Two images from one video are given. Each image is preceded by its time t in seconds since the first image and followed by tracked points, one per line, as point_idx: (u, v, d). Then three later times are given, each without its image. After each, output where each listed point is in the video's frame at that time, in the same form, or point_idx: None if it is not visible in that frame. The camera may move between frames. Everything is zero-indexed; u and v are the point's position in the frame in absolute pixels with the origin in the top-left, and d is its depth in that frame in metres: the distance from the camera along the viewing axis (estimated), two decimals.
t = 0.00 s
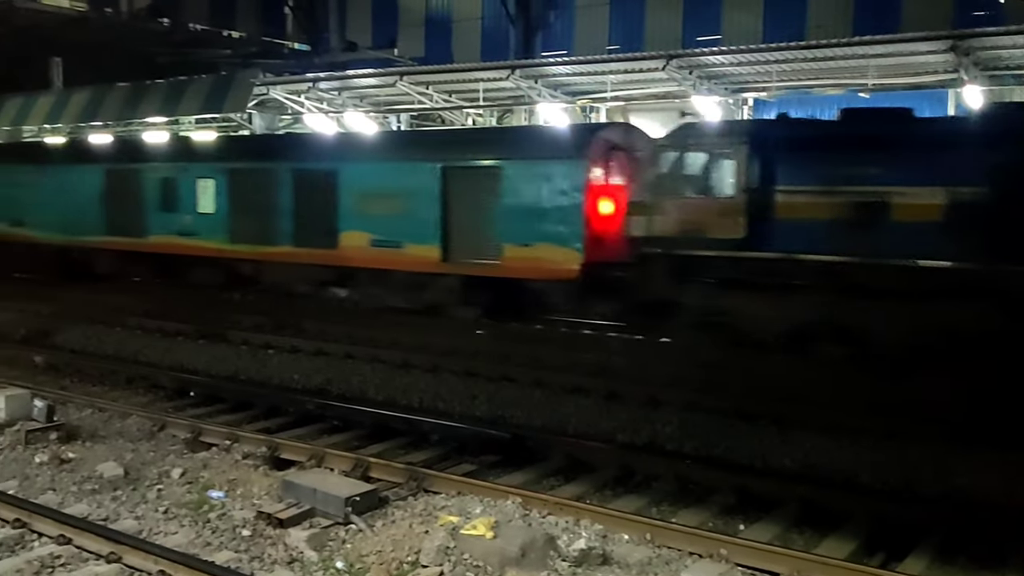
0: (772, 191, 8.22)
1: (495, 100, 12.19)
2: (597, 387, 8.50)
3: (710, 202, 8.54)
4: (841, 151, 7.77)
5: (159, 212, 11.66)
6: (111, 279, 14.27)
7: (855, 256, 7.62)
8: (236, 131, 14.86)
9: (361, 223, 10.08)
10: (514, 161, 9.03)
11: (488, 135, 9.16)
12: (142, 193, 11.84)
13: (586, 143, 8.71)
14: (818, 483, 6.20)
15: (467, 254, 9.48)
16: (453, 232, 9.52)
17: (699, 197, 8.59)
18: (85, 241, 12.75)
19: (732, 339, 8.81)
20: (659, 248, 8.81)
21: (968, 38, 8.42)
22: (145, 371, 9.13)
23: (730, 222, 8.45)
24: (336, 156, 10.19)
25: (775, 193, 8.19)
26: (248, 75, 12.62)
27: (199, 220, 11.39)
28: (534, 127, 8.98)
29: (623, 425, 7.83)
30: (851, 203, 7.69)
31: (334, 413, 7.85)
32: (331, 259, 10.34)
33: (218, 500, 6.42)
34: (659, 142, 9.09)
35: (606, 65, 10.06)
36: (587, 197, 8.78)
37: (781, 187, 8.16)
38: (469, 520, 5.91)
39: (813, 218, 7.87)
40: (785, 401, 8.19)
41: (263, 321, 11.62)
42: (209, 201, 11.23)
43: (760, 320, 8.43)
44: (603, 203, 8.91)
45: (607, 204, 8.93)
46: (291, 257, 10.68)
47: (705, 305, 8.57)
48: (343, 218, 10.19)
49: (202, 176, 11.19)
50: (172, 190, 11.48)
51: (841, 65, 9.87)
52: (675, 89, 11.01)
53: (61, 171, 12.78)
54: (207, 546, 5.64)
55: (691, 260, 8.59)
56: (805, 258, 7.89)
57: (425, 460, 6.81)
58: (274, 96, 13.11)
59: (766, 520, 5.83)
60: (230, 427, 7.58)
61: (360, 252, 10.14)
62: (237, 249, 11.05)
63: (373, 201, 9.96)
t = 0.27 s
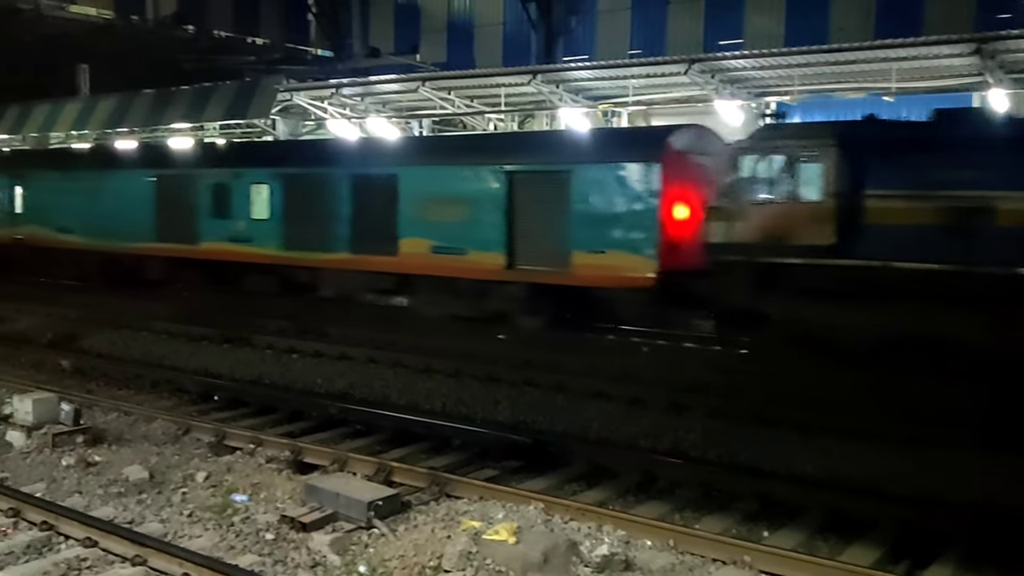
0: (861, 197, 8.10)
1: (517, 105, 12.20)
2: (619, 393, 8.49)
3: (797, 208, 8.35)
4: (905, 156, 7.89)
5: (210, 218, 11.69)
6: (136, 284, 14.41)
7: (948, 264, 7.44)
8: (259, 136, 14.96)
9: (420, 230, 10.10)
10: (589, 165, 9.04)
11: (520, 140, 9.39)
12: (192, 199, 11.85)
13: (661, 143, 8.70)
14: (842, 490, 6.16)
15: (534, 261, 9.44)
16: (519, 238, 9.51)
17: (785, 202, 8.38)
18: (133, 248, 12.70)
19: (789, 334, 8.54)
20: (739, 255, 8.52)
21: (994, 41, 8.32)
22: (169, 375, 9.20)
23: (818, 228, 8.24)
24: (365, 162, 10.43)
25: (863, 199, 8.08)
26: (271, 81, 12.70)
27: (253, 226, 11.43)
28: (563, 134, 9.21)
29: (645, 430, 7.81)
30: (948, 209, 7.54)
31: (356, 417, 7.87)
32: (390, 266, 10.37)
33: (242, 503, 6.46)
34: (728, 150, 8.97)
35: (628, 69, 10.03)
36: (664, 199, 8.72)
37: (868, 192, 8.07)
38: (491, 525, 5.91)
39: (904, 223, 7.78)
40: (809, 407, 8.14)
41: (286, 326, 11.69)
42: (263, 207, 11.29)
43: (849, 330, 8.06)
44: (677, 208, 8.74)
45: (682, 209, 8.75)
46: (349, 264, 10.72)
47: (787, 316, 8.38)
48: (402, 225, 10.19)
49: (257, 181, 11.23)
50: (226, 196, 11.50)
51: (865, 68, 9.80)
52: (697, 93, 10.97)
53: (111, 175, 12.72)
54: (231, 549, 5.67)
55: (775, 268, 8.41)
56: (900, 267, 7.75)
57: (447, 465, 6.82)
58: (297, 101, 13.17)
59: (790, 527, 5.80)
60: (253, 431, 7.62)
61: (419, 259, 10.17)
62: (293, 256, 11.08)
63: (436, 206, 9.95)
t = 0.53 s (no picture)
0: (953, 204, 8.58)
1: (537, 111, 12.23)
2: (640, 399, 8.47)
3: (888, 214, 8.85)
4: (997, 159, 8.35)
5: (261, 226, 12.18)
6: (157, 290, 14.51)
7: None
8: (281, 143, 15.06)
9: (482, 238, 10.50)
10: (658, 172, 9.40)
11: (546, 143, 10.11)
12: (244, 207, 12.35)
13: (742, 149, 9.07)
14: (866, 497, 6.11)
15: (599, 268, 9.81)
16: (583, 246, 9.90)
17: (875, 207, 8.91)
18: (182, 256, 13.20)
19: (876, 340, 9.05)
20: (833, 263, 9.02)
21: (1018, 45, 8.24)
22: (192, 380, 9.27)
23: (911, 235, 8.72)
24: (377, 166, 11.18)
25: (958, 206, 8.55)
26: (293, 88, 12.77)
27: (304, 234, 11.88)
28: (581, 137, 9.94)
29: (666, 436, 7.79)
30: None
31: (377, 422, 7.90)
32: (451, 273, 10.74)
33: (263, 508, 6.49)
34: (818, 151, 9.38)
35: (648, 75, 10.01)
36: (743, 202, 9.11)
37: (961, 199, 8.54)
38: (511, 531, 5.91)
39: (1005, 229, 8.20)
40: (831, 414, 8.08)
41: (307, 331, 11.74)
42: (315, 214, 11.79)
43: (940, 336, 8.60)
44: (755, 214, 9.25)
45: (758, 215, 9.26)
46: (408, 271, 11.13)
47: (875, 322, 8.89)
48: (463, 233, 10.61)
49: (310, 189, 11.73)
50: (278, 204, 12.01)
51: (887, 73, 9.74)
52: (717, 98, 10.95)
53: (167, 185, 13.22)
54: (252, 553, 5.70)
55: (867, 275, 8.88)
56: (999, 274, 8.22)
57: (467, 471, 6.83)
58: (318, 108, 13.24)
59: (812, 534, 5.77)
60: (275, 436, 7.67)
61: (480, 266, 10.56)
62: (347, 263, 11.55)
63: (500, 213, 10.36)
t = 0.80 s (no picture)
0: None
1: (555, 115, 12.27)
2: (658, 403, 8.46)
3: (984, 219, 8.23)
4: None
5: (310, 232, 12.06)
6: (179, 296, 14.60)
7: None
8: (300, 148, 15.14)
9: (541, 243, 10.23)
10: (732, 174, 9.02)
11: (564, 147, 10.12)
12: (291, 213, 12.19)
13: (810, 148, 8.75)
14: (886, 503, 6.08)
15: (668, 274, 9.48)
16: (651, 251, 9.58)
17: (969, 212, 8.33)
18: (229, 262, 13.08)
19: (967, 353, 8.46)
20: (920, 271, 8.52)
21: None
22: (212, 383, 9.33)
23: (1011, 241, 8.03)
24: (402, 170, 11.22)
25: None
26: (311, 93, 12.82)
27: (356, 239, 11.76)
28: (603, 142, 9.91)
29: (684, 441, 7.77)
30: None
31: (395, 426, 7.92)
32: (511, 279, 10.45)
33: (283, 511, 6.52)
34: (908, 151, 8.88)
35: (666, 78, 10.00)
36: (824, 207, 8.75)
37: None
38: (529, 535, 5.91)
39: None
40: (851, 418, 8.04)
41: (326, 335, 11.79)
42: (366, 219, 11.65)
43: None
44: (839, 218, 8.94)
45: (841, 220, 8.95)
46: (464, 277, 10.85)
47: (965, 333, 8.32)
48: (522, 238, 10.35)
49: (360, 194, 11.56)
50: (327, 209, 11.89)
51: (906, 76, 9.70)
52: (735, 102, 10.93)
53: (213, 191, 13.00)
54: (272, 556, 5.72)
55: (959, 283, 8.31)
56: None
57: (485, 474, 6.84)
58: (337, 113, 13.29)
59: (833, 540, 5.73)
60: (294, 440, 7.70)
61: (541, 272, 10.24)
62: (402, 269, 11.38)
63: (560, 218, 10.06)
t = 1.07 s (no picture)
0: None
1: (572, 119, 12.28)
2: (677, 407, 8.43)
3: None
4: None
5: (363, 236, 11.94)
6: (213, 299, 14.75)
7: None
8: (319, 152, 15.20)
9: (609, 249, 9.95)
10: (820, 177, 8.58)
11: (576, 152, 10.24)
12: (345, 218, 12.09)
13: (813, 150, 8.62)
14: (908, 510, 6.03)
15: (750, 281, 9.09)
16: (731, 257, 9.21)
17: None
18: (275, 266, 13.06)
19: None
20: None
21: None
22: (232, 386, 9.38)
23: None
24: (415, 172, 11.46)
25: None
26: (330, 97, 12.87)
27: (412, 243, 11.57)
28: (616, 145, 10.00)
29: (704, 445, 7.74)
30: None
31: (414, 429, 7.93)
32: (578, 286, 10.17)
33: (302, 513, 6.55)
34: None
35: (684, 82, 9.97)
36: (926, 212, 8.21)
37: None
38: (548, 540, 5.91)
39: None
40: (872, 423, 7.98)
41: (345, 338, 11.84)
42: (422, 224, 11.51)
43: None
44: (937, 222, 8.40)
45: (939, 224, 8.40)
46: (527, 283, 10.61)
47: None
48: (589, 244, 10.08)
49: (417, 197, 11.42)
50: (383, 213, 11.77)
51: (928, 78, 9.63)
52: (754, 105, 10.89)
53: (262, 195, 13.03)
54: (291, 559, 5.74)
55: None
56: None
57: (503, 478, 6.83)
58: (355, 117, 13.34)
59: (854, 546, 5.69)
60: (313, 442, 7.73)
61: (610, 278, 9.96)
62: (461, 275, 11.18)
63: (631, 222, 9.79)
